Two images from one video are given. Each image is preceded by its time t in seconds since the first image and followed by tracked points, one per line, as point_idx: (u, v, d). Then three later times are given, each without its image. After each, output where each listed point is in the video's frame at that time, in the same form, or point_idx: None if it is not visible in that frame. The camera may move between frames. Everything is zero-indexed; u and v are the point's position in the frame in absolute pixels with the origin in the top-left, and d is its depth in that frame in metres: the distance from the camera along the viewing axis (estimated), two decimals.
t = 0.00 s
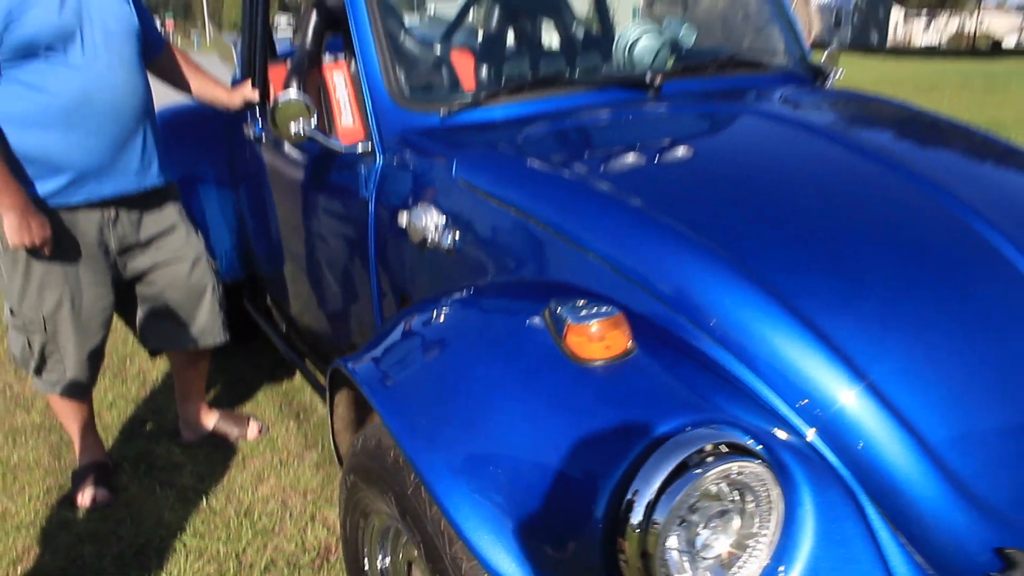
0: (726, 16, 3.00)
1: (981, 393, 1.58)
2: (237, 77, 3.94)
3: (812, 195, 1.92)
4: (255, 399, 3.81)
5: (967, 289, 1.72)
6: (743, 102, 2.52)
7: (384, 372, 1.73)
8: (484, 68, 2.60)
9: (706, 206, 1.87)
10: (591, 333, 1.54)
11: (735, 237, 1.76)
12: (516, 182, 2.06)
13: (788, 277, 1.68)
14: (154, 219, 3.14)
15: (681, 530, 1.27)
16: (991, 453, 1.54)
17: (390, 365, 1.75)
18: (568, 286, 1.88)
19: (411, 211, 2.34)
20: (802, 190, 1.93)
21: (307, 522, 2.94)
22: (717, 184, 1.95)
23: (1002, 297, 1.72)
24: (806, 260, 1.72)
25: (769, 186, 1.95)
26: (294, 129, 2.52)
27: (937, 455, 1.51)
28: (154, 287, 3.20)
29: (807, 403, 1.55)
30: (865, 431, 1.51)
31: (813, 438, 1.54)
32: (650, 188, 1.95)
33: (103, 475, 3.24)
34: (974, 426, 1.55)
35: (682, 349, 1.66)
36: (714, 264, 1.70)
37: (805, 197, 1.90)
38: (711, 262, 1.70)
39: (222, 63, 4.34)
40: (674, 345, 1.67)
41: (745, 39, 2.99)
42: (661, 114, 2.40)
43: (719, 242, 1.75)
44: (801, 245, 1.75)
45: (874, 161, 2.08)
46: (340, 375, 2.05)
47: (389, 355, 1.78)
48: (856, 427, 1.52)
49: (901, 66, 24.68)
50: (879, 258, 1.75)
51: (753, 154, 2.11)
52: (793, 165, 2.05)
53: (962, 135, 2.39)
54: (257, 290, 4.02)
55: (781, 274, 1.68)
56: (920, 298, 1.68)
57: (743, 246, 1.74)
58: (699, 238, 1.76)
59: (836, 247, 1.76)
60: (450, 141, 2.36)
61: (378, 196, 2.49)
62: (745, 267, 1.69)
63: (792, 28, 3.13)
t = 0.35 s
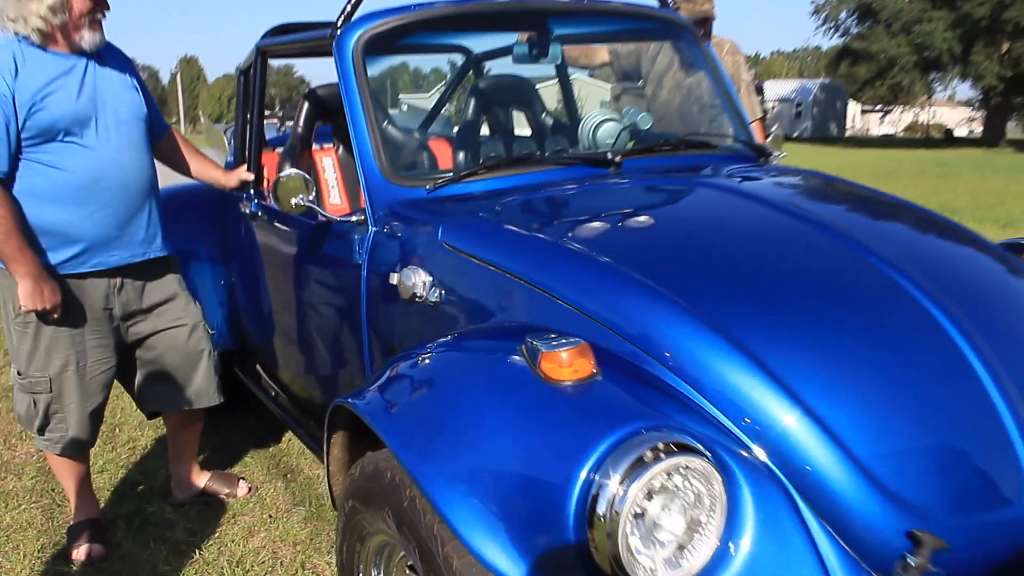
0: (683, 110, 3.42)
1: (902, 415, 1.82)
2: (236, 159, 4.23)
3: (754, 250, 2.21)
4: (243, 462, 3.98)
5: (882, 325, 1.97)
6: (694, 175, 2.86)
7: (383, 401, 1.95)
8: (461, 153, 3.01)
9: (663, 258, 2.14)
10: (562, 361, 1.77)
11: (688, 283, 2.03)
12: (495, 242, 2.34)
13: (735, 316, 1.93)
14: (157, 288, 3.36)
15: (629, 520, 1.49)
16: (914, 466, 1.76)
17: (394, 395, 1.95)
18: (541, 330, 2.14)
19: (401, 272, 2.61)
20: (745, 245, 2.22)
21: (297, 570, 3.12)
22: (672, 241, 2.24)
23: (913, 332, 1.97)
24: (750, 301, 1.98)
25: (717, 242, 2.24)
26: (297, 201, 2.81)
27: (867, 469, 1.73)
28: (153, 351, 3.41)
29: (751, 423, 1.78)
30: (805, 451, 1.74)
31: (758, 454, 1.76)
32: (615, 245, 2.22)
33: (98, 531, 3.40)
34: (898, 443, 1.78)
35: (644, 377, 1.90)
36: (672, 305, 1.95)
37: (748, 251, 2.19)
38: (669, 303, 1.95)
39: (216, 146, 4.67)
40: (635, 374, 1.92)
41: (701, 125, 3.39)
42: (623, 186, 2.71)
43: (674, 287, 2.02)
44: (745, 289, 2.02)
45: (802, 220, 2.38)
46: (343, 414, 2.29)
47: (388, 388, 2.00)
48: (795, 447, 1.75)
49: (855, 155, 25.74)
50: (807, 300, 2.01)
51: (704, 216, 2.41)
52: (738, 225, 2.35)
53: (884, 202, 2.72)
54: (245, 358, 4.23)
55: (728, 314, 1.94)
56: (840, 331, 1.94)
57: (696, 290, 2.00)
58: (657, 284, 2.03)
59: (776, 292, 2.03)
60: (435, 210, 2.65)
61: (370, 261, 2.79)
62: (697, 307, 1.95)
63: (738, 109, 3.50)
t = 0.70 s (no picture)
0: (654, 146, 3.82)
1: (837, 398, 2.12)
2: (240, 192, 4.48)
3: (711, 261, 2.54)
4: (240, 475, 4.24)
5: (814, 321, 2.31)
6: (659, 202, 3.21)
7: (391, 388, 2.25)
8: (446, 186, 3.32)
9: (632, 268, 2.47)
10: (544, 347, 2.11)
11: (654, 288, 2.36)
12: (484, 257, 2.67)
13: (695, 315, 2.25)
14: (166, 308, 3.63)
15: (601, 474, 1.80)
16: (846, 440, 2.05)
17: (403, 382, 2.25)
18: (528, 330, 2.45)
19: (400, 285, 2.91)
20: (704, 258, 2.56)
21: (298, 564, 3.38)
22: (640, 253, 2.57)
23: (840, 326, 2.31)
24: (707, 303, 2.30)
25: (679, 254, 2.57)
26: (303, 224, 3.12)
27: (807, 442, 2.02)
28: (162, 366, 3.68)
29: (708, 403, 2.08)
30: (755, 429, 2.03)
31: (714, 429, 2.06)
32: (591, 258, 2.55)
33: (107, 536, 3.62)
34: (834, 421, 2.07)
35: (617, 366, 2.21)
36: (641, 306, 2.27)
37: (707, 262, 2.53)
38: (639, 304, 2.27)
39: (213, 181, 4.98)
40: (608, 364, 2.22)
41: (671, 159, 3.78)
42: (596, 210, 3.05)
43: (642, 291, 2.34)
44: (703, 292, 2.34)
45: (749, 237, 2.73)
46: (348, 406, 2.57)
47: (394, 377, 2.30)
48: (746, 423, 2.04)
49: (820, 195, 26.48)
50: (751, 299, 2.34)
51: (669, 234, 2.74)
52: (698, 241, 2.69)
53: (821, 224, 3.09)
54: (241, 378, 4.49)
55: (688, 313, 2.26)
56: (782, 326, 2.26)
57: (661, 294, 2.33)
58: (627, 288, 2.35)
59: (730, 295, 2.35)
60: (429, 231, 2.97)
61: (370, 278, 3.10)
62: (663, 308, 2.27)
63: (697, 145, 3.90)
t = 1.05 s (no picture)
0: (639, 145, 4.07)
1: (802, 367, 2.33)
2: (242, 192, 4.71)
3: (689, 246, 2.75)
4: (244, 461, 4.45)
5: (780, 299, 2.52)
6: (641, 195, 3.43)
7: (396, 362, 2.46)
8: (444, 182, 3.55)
9: (616, 252, 2.68)
10: (535, 320, 2.32)
11: (636, 270, 2.57)
12: (479, 244, 2.87)
13: (673, 294, 2.46)
14: (176, 299, 3.83)
15: (585, 432, 2.01)
16: (809, 405, 2.27)
17: (406, 357, 2.45)
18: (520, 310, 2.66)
19: (401, 272, 3.10)
20: (682, 243, 2.77)
21: (303, 540, 3.61)
22: (624, 239, 2.78)
23: (804, 303, 2.52)
24: (685, 283, 2.51)
25: (660, 240, 2.78)
26: (310, 217, 3.36)
27: (775, 408, 2.24)
28: (172, 355, 3.87)
29: (685, 372, 2.29)
30: (730, 399, 2.24)
31: (690, 395, 2.27)
32: (578, 244, 2.76)
33: (119, 516, 3.82)
34: (798, 389, 2.29)
35: (602, 340, 2.41)
36: (623, 286, 2.48)
37: (685, 247, 2.74)
38: (622, 285, 2.48)
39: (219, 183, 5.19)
40: (594, 337, 2.43)
41: (654, 158, 4.04)
42: (583, 203, 3.26)
43: (626, 274, 2.55)
44: (681, 275, 2.55)
45: (723, 224, 2.94)
46: (353, 384, 2.76)
47: (398, 352, 2.51)
48: (719, 391, 2.25)
49: (808, 200, 26.80)
50: (724, 279, 2.55)
51: (650, 223, 2.95)
52: (677, 228, 2.90)
53: (790, 215, 3.32)
54: (244, 369, 4.69)
55: (668, 293, 2.47)
56: (752, 303, 2.47)
57: (642, 276, 2.54)
58: (612, 271, 2.56)
59: (706, 276, 2.56)
60: (428, 223, 3.19)
61: (371, 268, 3.30)
62: (644, 288, 2.48)
63: (679, 145, 4.16)
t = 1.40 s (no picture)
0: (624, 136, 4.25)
1: (774, 337, 2.50)
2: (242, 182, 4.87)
3: (671, 225, 2.91)
4: (245, 441, 4.61)
5: (756, 273, 2.68)
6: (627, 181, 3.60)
7: (395, 334, 2.62)
8: (440, 169, 3.71)
9: (603, 231, 2.84)
10: (525, 292, 2.50)
11: (621, 247, 2.73)
12: (472, 226, 3.04)
13: (655, 269, 2.62)
14: (180, 283, 3.98)
15: (570, 392, 2.18)
16: (780, 372, 2.44)
17: (405, 328, 2.62)
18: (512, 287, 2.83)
19: (399, 253, 3.26)
20: (664, 222, 2.93)
21: (303, 513, 3.77)
22: (610, 220, 2.94)
23: (778, 277, 2.68)
24: (666, 259, 2.67)
25: (643, 220, 2.94)
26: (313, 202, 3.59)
27: (748, 373, 2.40)
28: (177, 337, 4.03)
29: (665, 342, 2.45)
30: (709, 368, 2.40)
31: (670, 362, 2.43)
32: (566, 224, 2.92)
33: (125, 492, 3.96)
34: (770, 356, 2.46)
35: (589, 311, 2.57)
36: (608, 262, 2.64)
37: (667, 226, 2.90)
38: (606, 261, 2.65)
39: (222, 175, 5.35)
40: (581, 309, 2.59)
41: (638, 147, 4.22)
42: (571, 188, 3.43)
43: (611, 250, 2.71)
44: (663, 251, 2.71)
45: (703, 206, 3.10)
46: (355, 357, 2.91)
47: (398, 325, 2.67)
48: (697, 358, 2.41)
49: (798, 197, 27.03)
50: (703, 256, 2.71)
51: (634, 205, 3.11)
52: (660, 209, 3.06)
53: (767, 200, 3.49)
54: (245, 353, 4.85)
55: (650, 267, 2.63)
56: (729, 277, 2.63)
57: (626, 252, 2.70)
58: (598, 249, 2.72)
59: (686, 252, 2.72)
60: (425, 208, 3.35)
61: (370, 250, 3.46)
62: (628, 263, 2.64)
63: (662, 134, 4.33)
